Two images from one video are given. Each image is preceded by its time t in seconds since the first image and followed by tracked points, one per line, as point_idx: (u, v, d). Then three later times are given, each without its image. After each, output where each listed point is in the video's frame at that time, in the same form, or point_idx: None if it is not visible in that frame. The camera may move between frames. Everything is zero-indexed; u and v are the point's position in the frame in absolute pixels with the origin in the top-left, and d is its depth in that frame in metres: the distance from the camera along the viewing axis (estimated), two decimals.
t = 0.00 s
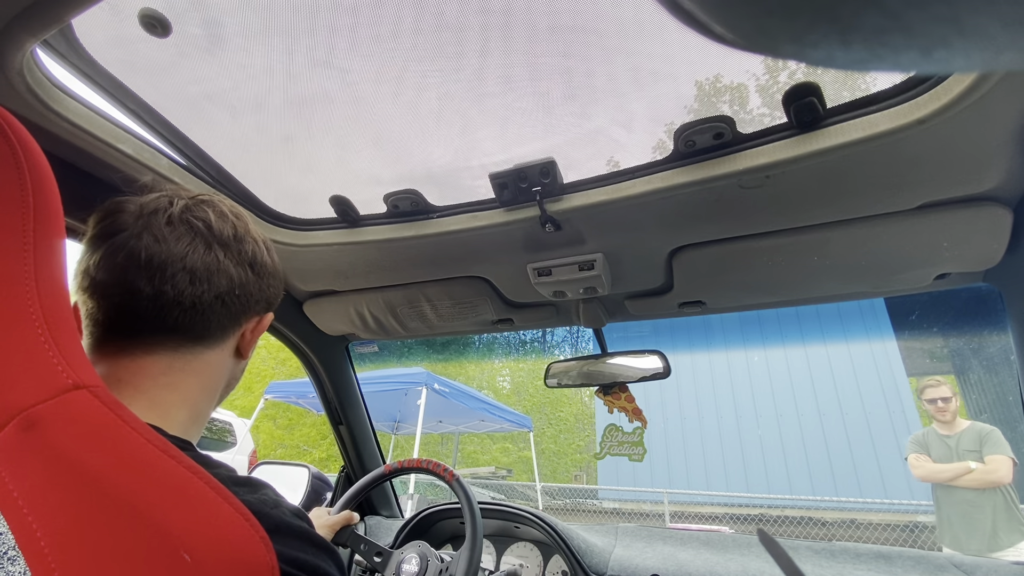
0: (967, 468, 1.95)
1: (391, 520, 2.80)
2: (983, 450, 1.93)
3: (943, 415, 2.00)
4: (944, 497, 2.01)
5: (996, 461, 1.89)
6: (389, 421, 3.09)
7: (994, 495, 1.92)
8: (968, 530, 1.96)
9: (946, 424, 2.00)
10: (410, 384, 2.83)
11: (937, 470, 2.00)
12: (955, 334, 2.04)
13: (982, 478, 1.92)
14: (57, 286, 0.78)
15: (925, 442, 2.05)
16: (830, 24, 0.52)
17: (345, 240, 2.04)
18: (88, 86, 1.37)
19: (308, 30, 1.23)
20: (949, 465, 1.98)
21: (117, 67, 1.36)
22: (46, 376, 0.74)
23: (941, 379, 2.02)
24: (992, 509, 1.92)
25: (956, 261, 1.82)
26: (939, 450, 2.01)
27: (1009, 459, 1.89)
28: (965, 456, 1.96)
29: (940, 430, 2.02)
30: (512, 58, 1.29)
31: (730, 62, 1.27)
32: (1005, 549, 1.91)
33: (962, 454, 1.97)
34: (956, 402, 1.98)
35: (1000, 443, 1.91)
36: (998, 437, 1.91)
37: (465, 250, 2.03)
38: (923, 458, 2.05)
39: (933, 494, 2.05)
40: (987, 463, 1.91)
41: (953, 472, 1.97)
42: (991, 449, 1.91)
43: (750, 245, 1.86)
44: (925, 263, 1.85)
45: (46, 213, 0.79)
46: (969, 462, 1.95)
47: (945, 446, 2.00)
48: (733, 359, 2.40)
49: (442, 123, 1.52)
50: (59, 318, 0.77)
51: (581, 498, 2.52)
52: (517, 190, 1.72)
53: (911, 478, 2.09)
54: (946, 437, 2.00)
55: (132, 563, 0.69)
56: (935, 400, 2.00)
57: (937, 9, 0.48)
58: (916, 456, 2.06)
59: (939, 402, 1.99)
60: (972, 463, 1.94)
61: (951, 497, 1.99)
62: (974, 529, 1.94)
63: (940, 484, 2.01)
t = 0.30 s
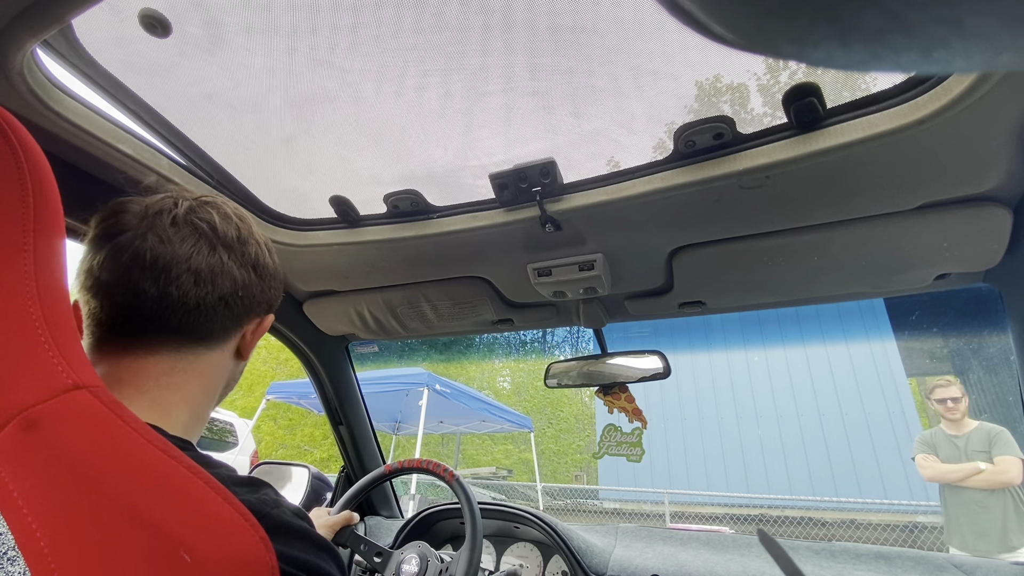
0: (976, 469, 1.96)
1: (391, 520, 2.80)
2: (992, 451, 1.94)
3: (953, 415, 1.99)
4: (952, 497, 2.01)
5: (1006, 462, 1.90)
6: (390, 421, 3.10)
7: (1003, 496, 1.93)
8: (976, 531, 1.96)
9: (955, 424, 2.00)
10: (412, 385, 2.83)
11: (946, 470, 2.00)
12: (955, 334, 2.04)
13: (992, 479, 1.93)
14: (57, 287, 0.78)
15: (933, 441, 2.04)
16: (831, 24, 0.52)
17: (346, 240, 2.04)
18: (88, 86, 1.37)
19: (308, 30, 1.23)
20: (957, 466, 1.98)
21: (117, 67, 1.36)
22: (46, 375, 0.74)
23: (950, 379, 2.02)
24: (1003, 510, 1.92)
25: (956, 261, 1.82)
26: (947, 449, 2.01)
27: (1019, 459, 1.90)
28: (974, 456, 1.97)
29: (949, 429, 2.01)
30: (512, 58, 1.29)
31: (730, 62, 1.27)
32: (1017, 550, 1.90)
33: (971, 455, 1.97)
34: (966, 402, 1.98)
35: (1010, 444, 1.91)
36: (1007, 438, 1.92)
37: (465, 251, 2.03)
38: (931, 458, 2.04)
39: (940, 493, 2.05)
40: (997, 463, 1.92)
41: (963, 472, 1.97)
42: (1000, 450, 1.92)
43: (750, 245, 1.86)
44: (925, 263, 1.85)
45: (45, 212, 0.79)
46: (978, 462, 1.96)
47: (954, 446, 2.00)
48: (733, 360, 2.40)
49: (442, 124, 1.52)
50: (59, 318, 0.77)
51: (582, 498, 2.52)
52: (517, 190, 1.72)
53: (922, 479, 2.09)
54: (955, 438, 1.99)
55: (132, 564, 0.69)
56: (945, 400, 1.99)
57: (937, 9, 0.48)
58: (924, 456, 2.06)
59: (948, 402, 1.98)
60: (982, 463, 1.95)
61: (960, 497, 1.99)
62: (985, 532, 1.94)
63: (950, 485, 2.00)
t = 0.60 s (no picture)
0: (981, 471, 1.94)
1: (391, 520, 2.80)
2: (998, 453, 1.92)
3: (959, 416, 1.99)
4: (958, 499, 1.99)
5: (1011, 464, 1.89)
6: (391, 422, 3.06)
7: (1007, 498, 1.90)
8: (982, 533, 1.93)
9: (963, 425, 2.00)
10: (413, 386, 2.83)
11: (951, 471, 1.98)
12: (955, 334, 2.04)
13: (997, 481, 1.91)
14: (57, 287, 0.78)
15: (939, 443, 2.03)
16: (831, 24, 0.52)
17: (345, 240, 2.03)
18: (88, 86, 1.37)
19: (308, 30, 1.23)
20: (963, 466, 1.96)
21: (117, 67, 1.36)
22: (46, 375, 0.74)
23: (959, 380, 2.00)
24: (1009, 511, 1.89)
25: (956, 261, 1.82)
26: (953, 451, 1.99)
27: None
28: (980, 458, 1.95)
29: (955, 431, 2.00)
30: (512, 58, 1.29)
31: (730, 62, 1.27)
32: None
33: (976, 456, 1.96)
34: (972, 404, 1.96)
35: (1016, 446, 1.90)
36: (1014, 440, 1.91)
37: (465, 251, 2.03)
38: (937, 458, 2.02)
39: (947, 492, 2.02)
40: (1002, 465, 1.90)
41: (969, 473, 1.95)
42: (1007, 451, 1.90)
43: (750, 245, 1.86)
44: (925, 263, 1.85)
45: (46, 212, 0.79)
46: (984, 464, 1.94)
47: (959, 448, 1.98)
48: (733, 360, 2.41)
49: (442, 124, 1.52)
50: (59, 317, 0.77)
51: (583, 499, 2.52)
52: (517, 190, 1.72)
53: (922, 478, 2.09)
54: (961, 439, 1.98)
55: (131, 564, 0.69)
56: (951, 402, 1.98)
57: (937, 9, 0.48)
58: (929, 457, 2.04)
59: (955, 404, 1.97)
60: (987, 465, 1.93)
61: (965, 498, 1.97)
62: (990, 533, 1.92)
63: (954, 487, 1.98)
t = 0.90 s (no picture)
0: (983, 472, 1.94)
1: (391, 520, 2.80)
2: (1000, 455, 1.92)
3: (962, 418, 1.99)
4: (958, 500, 1.99)
5: (1013, 466, 1.89)
6: (394, 422, 3.05)
7: (1009, 500, 1.91)
8: (982, 534, 1.93)
9: (963, 426, 1.99)
10: (417, 387, 2.82)
11: (953, 473, 1.98)
12: (955, 334, 2.04)
13: (998, 482, 1.91)
14: (56, 287, 0.78)
15: (941, 444, 2.02)
16: (829, 23, 0.52)
17: (345, 240, 2.03)
18: (88, 86, 1.37)
19: (308, 30, 1.23)
20: (965, 468, 1.96)
21: (117, 67, 1.36)
22: (46, 375, 0.74)
23: (960, 384, 2.00)
24: (1010, 513, 1.89)
25: (956, 261, 1.82)
26: (955, 453, 1.99)
27: None
28: (982, 460, 1.95)
29: (957, 432, 2.00)
30: (512, 58, 1.29)
31: (730, 62, 1.27)
32: None
33: (979, 458, 1.96)
34: (975, 406, 1.97)
35: (1018, 448, 1.90)
36: (1016, 442, 1.91)
37: (464, 251, 2.03)
38: (939, 460, 2.02)
39: (947, 493, 2.02)
40: (1004, 467, 1.90)
41: (970, 475, 1.95)
42: (1008, 453, 1.91)
43: (749, 245, 1.86)
44: (925, 263, 1.85)
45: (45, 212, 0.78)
46: (986, 466, 1.94)
47: (961, 449, 1.99)
48: (733, 360, 2.40)
49: (442, 124, 1.52)
50: (58, 317, 0.77)
51: (584, 499, 2.52)
52: (517, 189, 1.72)
53: (923, 477, 2.08)
54: (963, 440, 1.99)
55: (132, 564, 0.69)
56: (954, 404, 1.98)
57: (936, 8, 0.48)
58: (932, 458, 2.03)
59: (958, 406, 1.98)
60: (989, 467, 1.94)
61: (965, 500, 1.97)
62: (990, 533, 1.91)
63: (956, 488, 1.98)
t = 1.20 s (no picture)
0: (984, 473, 1.94)
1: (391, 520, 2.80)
2: (1001, 455, 1.93)
3: (964, 419, 1.99)
4: (958, 499, 1.99)
5: (1014, 467, 1.90)
6: (395, 423, 3.05)
7: (1011, 501, 1.91)
8: (983, 533, 1.93)
9: (967, 428, 1.99)
10: (418, 388, 2.82)
11: (954, 473, 1.98)
12: (954, 334, 2.04)
13: (999, 483, 1.91)
14: (56, 286, 0.78)
15: (943, 444, 2.02)
16: (830, 24, 0.52)
17: (345, 240, 2.03)
18: (88, 86, 1.37)
19: (308, 30, 1.23)
20: (965, 469, 1.97)
21: (118, 67, 1.36)
22: (45, 376, 0.74)
23: (964, 385, 2.00)
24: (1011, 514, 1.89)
25: (957, 261, 1.82)
26: (956, 452, 2.00)
27: None
28: (983, 460, 1.96)
29: (959, 433, 2.01)
30: (512, 58, 1.29)
31: (730, 62, 1.27)
32: None
33: (980, 459, 1.96)
34: (977, 407, 1.97)
35: (1018, 450, 1.91)
36: (1018, 444, 1.92)
37: (464, 251, 2.03)
38: (940, 460, 2.02)
39: (948, 493, 2.02)
40: (1005, 468, 1.91)
41: (970, 476, 1.96)
42: (1009, 454, 1.91)
43: (749, 245, 1.86)
44: (925, 263, 1.85)
45: (45, 212, 0.78)
46: (987, 466, 1.94)
47: (962, 449, 1.99)
48: (733, 359, 2.40)
49: (442, 124, 1.52)
50: (60, 318, 0.77)
51: (585, 499, 2.52)
52: (517, 189, 1.72)
53: (924, 481, 2.08)
54: (965, 441, 1.99)
55: (133, 566, 0.69)
56: (957, 405, 1.98)
57: (936, 9, 0.48)
58: (933, 458, 2.04)
59: (960, 407, 1.98)
60: (990, 468, 1.94)
61: (965, 499, 1.97)
62: (989, 532, 1.91)
63: (957, 488, 1.98)
